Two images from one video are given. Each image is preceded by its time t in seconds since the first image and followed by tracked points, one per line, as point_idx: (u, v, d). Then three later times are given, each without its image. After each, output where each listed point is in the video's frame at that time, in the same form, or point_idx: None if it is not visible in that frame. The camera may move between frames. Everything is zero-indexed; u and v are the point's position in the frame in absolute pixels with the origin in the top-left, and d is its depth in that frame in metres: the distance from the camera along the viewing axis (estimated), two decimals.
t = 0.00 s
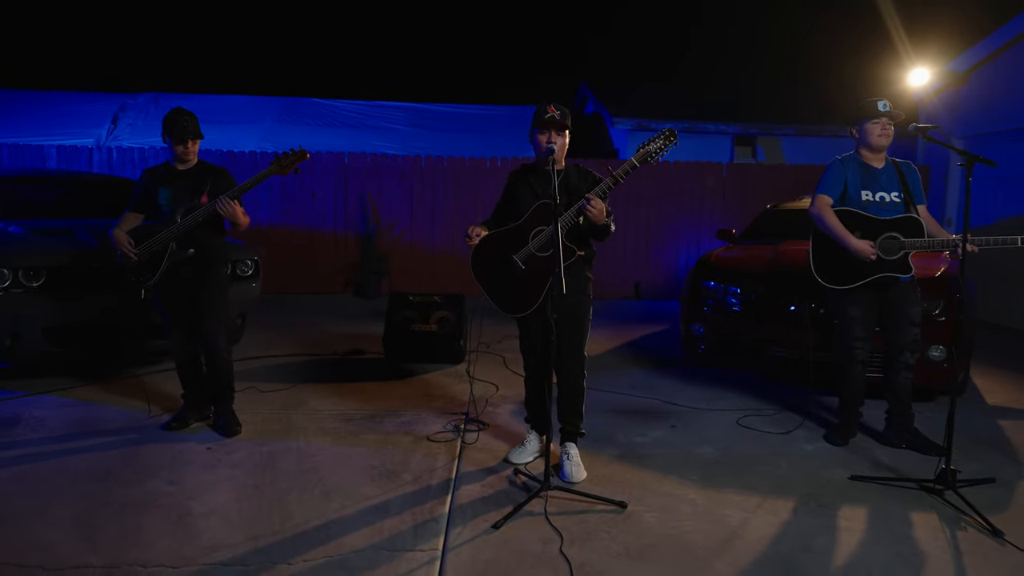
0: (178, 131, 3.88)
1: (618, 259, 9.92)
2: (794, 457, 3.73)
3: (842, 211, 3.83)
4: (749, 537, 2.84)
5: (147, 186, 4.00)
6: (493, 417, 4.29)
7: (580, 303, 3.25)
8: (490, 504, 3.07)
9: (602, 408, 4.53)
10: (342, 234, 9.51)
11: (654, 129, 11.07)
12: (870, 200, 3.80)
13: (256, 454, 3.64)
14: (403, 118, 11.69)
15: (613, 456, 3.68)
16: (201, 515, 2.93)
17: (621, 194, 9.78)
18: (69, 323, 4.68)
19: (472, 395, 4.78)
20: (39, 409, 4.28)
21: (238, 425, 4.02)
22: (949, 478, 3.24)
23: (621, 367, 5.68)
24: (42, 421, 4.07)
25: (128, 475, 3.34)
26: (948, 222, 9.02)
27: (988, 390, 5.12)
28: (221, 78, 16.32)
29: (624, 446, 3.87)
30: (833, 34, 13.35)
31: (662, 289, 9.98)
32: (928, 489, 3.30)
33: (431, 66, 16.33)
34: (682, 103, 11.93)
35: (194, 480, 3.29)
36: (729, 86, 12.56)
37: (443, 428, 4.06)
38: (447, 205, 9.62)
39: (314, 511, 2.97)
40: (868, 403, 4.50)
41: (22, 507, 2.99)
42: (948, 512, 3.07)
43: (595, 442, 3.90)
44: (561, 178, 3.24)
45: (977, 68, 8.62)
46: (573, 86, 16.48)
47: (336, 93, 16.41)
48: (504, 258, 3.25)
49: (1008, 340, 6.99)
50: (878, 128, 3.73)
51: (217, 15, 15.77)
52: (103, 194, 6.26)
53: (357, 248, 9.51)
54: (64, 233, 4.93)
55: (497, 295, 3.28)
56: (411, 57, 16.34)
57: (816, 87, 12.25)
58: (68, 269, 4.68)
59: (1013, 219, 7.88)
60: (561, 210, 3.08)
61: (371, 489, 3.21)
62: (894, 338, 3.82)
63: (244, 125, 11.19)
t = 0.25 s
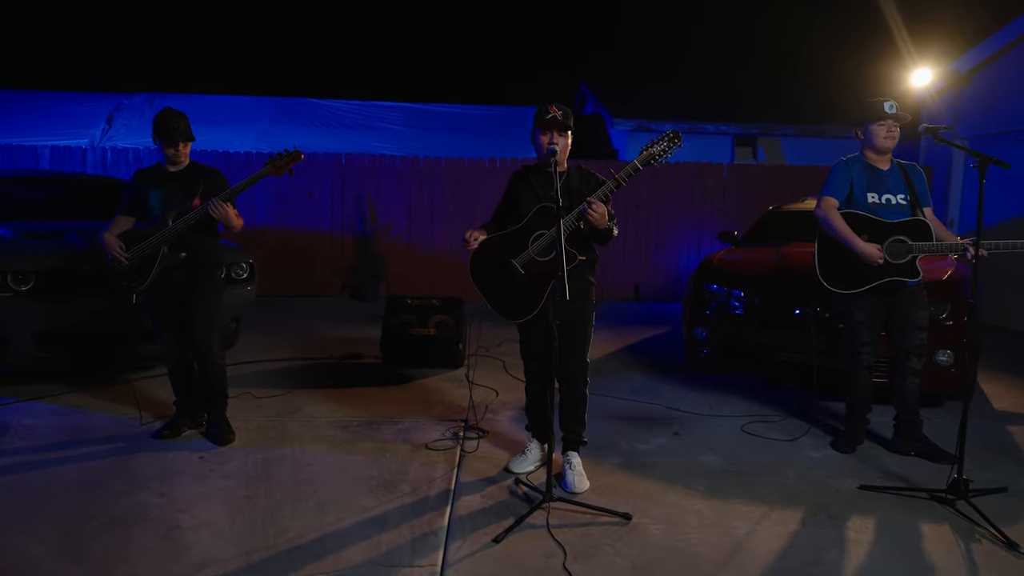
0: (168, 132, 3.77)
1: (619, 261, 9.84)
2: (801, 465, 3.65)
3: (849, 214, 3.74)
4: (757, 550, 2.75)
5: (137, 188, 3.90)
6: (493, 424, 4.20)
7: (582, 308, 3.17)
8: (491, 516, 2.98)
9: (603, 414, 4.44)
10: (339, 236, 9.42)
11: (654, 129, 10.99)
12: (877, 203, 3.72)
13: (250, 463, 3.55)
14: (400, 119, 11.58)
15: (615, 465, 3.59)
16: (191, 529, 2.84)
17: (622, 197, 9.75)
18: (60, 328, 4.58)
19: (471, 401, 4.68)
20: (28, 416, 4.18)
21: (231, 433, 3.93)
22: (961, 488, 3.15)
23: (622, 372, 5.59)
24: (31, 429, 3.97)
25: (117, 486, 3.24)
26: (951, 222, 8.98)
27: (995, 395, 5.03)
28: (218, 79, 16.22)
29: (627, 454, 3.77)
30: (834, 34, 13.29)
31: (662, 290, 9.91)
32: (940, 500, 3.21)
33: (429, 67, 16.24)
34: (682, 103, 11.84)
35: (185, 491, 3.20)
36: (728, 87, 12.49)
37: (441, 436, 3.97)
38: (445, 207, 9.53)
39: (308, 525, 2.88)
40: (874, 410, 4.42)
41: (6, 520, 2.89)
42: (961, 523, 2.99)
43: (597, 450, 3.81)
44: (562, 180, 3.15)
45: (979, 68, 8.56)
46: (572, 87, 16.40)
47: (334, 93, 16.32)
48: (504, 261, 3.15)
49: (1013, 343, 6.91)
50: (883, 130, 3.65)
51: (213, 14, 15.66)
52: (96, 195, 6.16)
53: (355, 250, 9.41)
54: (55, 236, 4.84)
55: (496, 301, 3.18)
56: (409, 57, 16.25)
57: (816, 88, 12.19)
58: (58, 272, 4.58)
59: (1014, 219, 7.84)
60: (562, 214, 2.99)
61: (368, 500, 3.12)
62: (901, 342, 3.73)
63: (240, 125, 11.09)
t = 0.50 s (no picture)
0: (158, 134, 3.68)
1: (617, 262, 9.77)
2: (805, 472, 3.58)
3: (852, 217, 3.66)
4: (763, 562, 2.68)
5: (127, 190, 3.81)
6: (491, 430, 4.12)
7: (582, 315, 3.10)
8: (490, 527, 2.90)
9: (603, 420, 4.37)
10: (335, 237, 9.34)
11: (653, 130, 10.93)
12: (878, 206, 3.65)
13: (242, 472, 3.47)
14: (396, 118, 11.45)
15: (617, 473, 3.52)
16: (181, 542, 2.76)
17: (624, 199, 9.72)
18: (49, 333, 4.49)
19: (469, 406, 4.60)
20: (16, 423, 4.09)
21: (223, 441, 3.84)
22: (970, 497, 3.09)
23: (622, 376, 5.52)
24: (18, 437, 3.89)
25: (106, 496, 3.16)
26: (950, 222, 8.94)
27: (999, 399, 4.97)
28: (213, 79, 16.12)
29: (628, 461, 3.70)
30: (832, 36, 13.26)
31: (660, 292, 9.85)
32: (948, 508, 3.14)
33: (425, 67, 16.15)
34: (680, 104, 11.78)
35: (175, 502, 3.12)
36: (726, 87, 12.44)
37: (439, 443, 3.88)
38: (442, 208, 9.45)
39: (302, 537, 2.80)
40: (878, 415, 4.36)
41: None
42: (970, 533, 2.92)
43: (598, 458, 3.74)
44: (563, 182, 3.06)
45: (978, 69, 8.52)
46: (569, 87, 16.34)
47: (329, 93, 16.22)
48: (502, 264, 3.07)
49: (1014, 346, 6.86)
50: (885, 133, 3.60)
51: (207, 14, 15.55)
52: (88, 197, 6.07)
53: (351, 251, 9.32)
54: (44, 238, 4.75)
55: (493, 305, 3.10)
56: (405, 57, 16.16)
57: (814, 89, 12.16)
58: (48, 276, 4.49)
59: (1014, 220, 7.80)
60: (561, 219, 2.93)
61: (363, 511, 3.04)
62: (911, 343, 3.66)
63: (235, 126, 11.00)
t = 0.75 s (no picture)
0: (144, 135, 3.60)
1: (612, 261, 9.72)
2: (804, 477, 3.53)
3: (851, 218, 3.61)
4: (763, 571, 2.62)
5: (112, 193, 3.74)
6: (485, 435, 4.06)
7: (581, 319, 3.03)
8: (484, 536, 2.84)
9: (599, 424, 4.31)
10: (327, 238, 9.25)
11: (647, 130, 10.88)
12: (877, 207, 3.61)
13: (230, 479, 3.39)
14: (389, 118, 11.35)
15: (613, 478, 3.46)
16: (167, 553, 2.68)
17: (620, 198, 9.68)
18: (34, 336, 4.40)
19: (463, 410, 4.54)
20: None
21: (211, 447, 3.76)
22: (971, 502, 3.03)
23: (618, 378, 5.46)
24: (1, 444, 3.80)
25: (89, 506, 3.08)
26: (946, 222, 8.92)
27: (998, 400, 4.93)
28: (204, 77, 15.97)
29: (624, 466, 3.64)
30: (826, 35, 13.24)
31: (655, 292, 9.81)
32: (949, 514, 3.10)
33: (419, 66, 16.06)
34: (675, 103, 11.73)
35: (161, 511, 3.04)
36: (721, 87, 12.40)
37: (432, 448, 3.82)
38: (436, 208, 9.37)
39: (291, 547, 2.73)
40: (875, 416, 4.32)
41: None
42: (972, 540, 2.87)
43: (594, 462, 3.68)
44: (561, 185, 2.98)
45: (974, 68, 8.50)
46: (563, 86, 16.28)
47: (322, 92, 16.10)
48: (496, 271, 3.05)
49: (1012, 346, 6.83)
50: (882, 136, 3.54)
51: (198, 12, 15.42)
52: (75, 197, 5.97)
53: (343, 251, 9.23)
54: (28, 239, 4.65)
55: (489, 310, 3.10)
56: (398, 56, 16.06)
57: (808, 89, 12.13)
58: (32, 278, 4.40)
59: (1011, 220, 7.78)
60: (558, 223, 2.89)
61: (354, 519, 2.97)
62: (921, 342, 3.60)
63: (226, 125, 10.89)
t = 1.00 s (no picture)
0: (127, 134, 3.53)
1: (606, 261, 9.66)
2: (799, 480, 3.49)
3: (851, 216, 3.58)
4: None
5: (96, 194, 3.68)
6: (477, 437, 4.01)
7: (576, 321, 2.98)
8: (474, 542, 2.79)
9: (593, 426, 4.26)
10: (320, 238, 9.19)
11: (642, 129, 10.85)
12: (878, 205, 3.57)
13: (218, 484, 3.33)
14: (383, 116, 11.29)
15: (607, 482, 3.41)
16: (150, 560, 2.63)
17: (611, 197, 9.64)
18: (19, 337, 4.32)
19: (455, 412, 4.49)
20: None
21: (199, 450, 3.70)
22: (969, 506, 2.99)
23: (612, 379, 5.41)
24: None
25: (71, 511, 3.01)
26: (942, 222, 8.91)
27: (994, 401, 4.90)
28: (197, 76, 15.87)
29: (618, 468, 3.59)
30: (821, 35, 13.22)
31: (649, 292, 9.77)
32: (947, 518, 3.05)
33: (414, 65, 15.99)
34: (671, 102, 11.68)
35: (145, 516, 2.98)
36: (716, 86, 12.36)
37: (423, 451, 3.77)
38: (430, 208, 9.31)
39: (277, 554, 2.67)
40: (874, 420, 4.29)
41: None
42: (970, 545, 2.83)
43: (587, 465, 3.63)
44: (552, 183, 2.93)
45: (969, 67, 8.47)
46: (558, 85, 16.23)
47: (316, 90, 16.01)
48: (489, 275, 2.99)
49: (1008, 347, 6.81)
50: (885, 134, 3.50)
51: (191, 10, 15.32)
52: (64, 197, 5.90)
53: (336, 251, 9.17)
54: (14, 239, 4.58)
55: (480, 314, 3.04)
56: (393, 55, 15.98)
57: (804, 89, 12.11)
58: (18, 279, 4.33)
59: (1008, 220, 7.73)
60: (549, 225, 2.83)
61: (343, 525, 2.91)
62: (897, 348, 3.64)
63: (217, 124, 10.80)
